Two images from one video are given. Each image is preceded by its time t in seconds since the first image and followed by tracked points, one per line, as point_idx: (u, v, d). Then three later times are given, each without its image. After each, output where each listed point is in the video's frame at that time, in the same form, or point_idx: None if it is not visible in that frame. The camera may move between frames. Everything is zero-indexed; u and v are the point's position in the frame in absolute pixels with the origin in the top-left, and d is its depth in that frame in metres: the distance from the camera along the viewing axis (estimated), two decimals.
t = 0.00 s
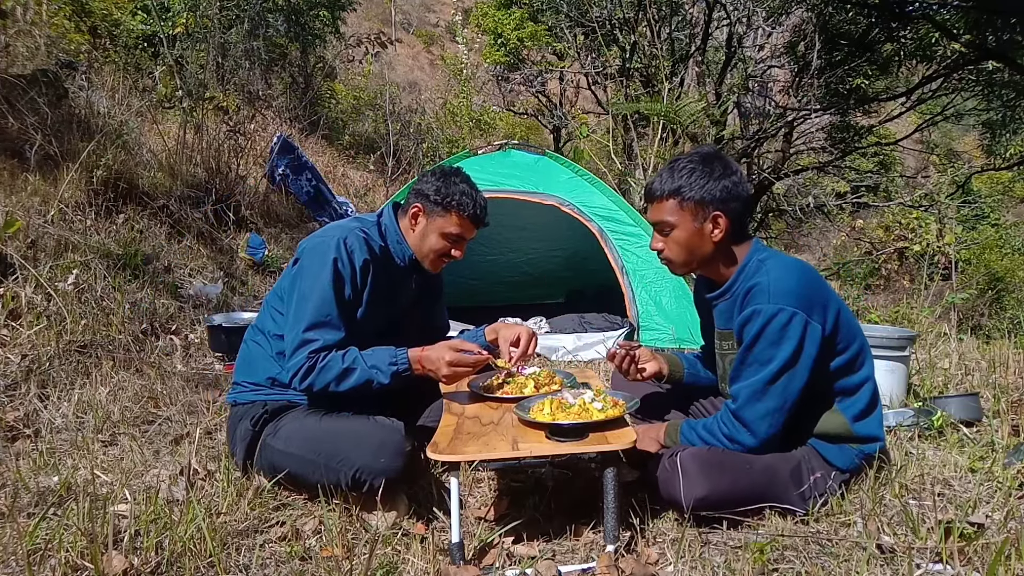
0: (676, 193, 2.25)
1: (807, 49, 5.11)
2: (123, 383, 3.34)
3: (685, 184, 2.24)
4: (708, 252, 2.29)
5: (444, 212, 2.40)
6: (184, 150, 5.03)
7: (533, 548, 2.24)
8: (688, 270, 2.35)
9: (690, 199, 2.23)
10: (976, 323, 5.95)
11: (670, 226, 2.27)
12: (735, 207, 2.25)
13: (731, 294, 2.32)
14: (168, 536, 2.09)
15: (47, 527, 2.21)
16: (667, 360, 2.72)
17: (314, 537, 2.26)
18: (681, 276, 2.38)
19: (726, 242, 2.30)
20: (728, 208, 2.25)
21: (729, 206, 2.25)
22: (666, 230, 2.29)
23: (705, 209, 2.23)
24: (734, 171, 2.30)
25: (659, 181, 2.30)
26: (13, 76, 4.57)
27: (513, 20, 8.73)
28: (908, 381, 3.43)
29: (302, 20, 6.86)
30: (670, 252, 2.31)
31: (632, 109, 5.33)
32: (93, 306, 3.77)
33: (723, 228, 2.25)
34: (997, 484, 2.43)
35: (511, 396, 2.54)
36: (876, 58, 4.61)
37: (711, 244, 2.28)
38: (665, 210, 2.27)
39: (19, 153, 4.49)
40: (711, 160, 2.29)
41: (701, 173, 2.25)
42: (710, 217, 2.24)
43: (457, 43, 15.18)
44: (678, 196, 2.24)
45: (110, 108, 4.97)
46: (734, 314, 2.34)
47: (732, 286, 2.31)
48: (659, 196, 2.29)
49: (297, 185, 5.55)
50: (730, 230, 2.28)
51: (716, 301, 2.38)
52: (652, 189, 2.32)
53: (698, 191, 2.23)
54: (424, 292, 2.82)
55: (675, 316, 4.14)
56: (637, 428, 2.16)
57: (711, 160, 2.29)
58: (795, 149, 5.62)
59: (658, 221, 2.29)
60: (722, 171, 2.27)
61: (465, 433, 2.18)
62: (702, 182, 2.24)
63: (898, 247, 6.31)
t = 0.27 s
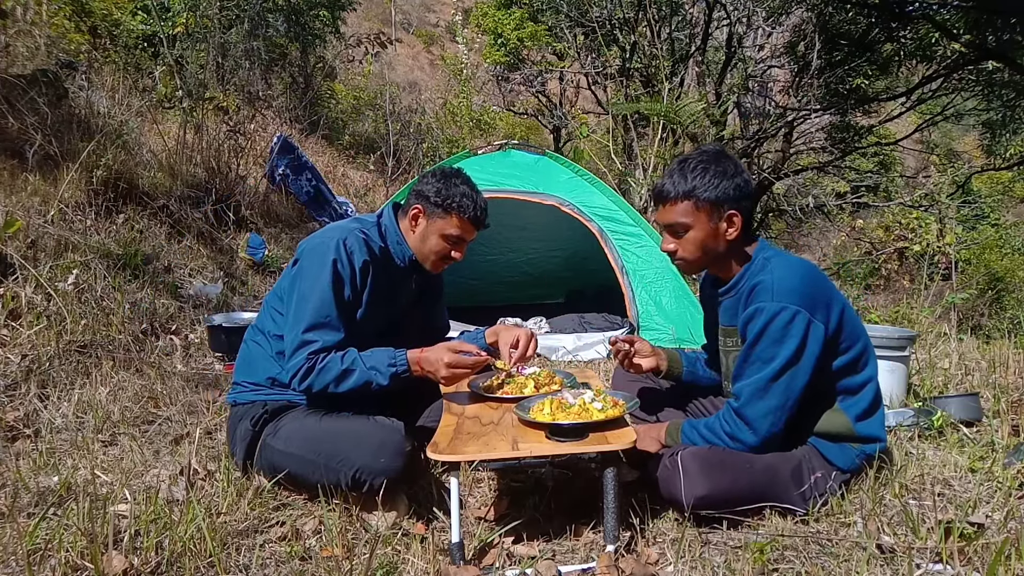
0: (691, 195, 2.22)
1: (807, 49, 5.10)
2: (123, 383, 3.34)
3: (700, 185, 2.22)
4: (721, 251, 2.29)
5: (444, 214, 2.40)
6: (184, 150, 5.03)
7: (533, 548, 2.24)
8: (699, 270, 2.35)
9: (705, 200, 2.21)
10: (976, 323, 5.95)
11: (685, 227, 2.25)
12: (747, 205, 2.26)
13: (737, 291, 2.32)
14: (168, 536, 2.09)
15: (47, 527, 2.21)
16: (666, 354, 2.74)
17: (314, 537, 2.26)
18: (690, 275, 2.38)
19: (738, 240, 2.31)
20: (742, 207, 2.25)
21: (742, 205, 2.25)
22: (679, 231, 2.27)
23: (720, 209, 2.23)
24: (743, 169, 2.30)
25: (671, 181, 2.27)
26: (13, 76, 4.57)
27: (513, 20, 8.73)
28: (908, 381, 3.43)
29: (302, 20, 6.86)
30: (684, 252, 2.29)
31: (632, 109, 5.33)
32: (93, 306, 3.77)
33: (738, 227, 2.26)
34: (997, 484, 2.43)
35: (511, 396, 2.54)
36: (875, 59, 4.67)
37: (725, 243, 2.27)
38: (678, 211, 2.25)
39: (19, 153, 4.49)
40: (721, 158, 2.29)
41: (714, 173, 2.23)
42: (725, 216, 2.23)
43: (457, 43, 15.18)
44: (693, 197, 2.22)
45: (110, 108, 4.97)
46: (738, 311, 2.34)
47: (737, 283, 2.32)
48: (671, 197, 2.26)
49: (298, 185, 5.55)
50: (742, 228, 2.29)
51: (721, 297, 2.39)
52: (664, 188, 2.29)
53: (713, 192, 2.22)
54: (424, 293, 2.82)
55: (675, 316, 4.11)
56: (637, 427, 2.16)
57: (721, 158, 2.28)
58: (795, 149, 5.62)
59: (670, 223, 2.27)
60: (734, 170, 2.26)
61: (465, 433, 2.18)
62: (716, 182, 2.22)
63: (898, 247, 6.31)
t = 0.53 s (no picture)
0: (698, 196, 2.21)
1: (807, 49, 5.10)
2: (123, 383, 3.34)
3: (707, 186, 2.21)
4: (727, 253, 2.29)
5: (444, 215, 2.40)
6: (184, 150, 5.03)
7: (533, 548, 2.24)
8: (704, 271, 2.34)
9: (713, 201, 2.21)
10: (976, 323, 5.96)
11: (691, 229, 2.25)
12: (753, 206, 2.27)
13: (740, 292, 2.32)
14: (168, 536, 2.09)
15: (47, 527, 2.21)
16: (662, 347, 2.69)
17: (314, 537, 2.26)
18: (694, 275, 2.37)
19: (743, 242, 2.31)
20: (748, 208, 2.25)
21: (748, 206, 2.26)
22: (685, 233, 2.26)
23: (728, 211, 2.22)
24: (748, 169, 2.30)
25: (678, 182, 2.26)
26: (13, 76, 4.57)
27: (513, 20, 8.74)
28: (908, 381, 3.43)
29: (302, 20, 6.86)
30: (690, 254, 2.29)
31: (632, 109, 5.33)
32: (93, 306, 3.77)
33: (745, 228, 2.26)
34: (997, 484, 2.43)
35: (511, 396, 2.54)
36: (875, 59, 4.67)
37: (732, 245, 2.27)
38: (684, 213, 2.24)
39: (19, 153, 4.49)
40: (727, 159, 2.28)
41: (722, 175, 2.23)
42: (732, 217, 2.23)
43: (458, 43, 15.18)
44: (701, 198, 2.21)
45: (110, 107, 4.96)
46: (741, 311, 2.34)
47: (740, 283, 2.32)
48: (677, 198, 2.25)
49: (298, 185, 5.55)
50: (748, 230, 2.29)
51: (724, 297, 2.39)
52: (670, 188, 2.28)
53: (720, 192, 2.21)
54: (423, 292, 2.82)
55: (675, 316, 4.09)
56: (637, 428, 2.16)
57: (727, 159, 2.28)
58: (795, 149, 5.63)
59: (676, 224, 2.26)
60: (740, 171, 2.26)
61: (465, 433, 2.18)
62: (724, 183, 2.22)
63: (898, 247, 6.31)
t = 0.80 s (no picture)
0: (701, 198, 2.21)
1: (807, 49, 5.10)
2: (123, 383, 3.34)
3: (710, 188, 2.21)
4: (729, 255, 2.28)
5: (444, 215, 2.40)
6: (184, 150, 5.03)
7: (533, 547, 2.25)
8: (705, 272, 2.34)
9: (715, 203, 2.20)
10: (976, 323, 5.96)
11: (694, 230, 2.24)
12: (755, 208, 2.26)
13: (743, 292, 2.32)
14: (168, 536, 2.09)
15: (47, 527, 2.21)
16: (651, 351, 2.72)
17: (314, 537, 2.26)
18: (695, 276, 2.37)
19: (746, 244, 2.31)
20: (750, 210, 2.25)
21: (751, 207, 2.25)
22: (687, 234, 2.26)
23: (730, 213, 2.22)
24: (751, 171, 2.29)
25: (681, 183, 2.25)
26: (13, 76, 4.57)
27: (513, 20, 8.75)
28: (908, 381, 3.43)
29: (302, 20, 6.86)
30: (692, 254, 2.29)
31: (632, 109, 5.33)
32: (93, 306, 3.77)
33: (747, 230, 2.26)
34: (996, 484, 2.43)
35: (511, 396, 2.54)
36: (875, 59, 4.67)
37: (734, 247, 2.27)
38: (686, 214, 2.23)
39: (18, 153, 4.49)
40: (730, 161, 2.28)
41: (725, 176, 2.22)
42: (734, 219, 2.23)
43: (458, 43, 15.17)
44: (704, 200, 2.21)
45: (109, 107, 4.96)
46: (744, 312, 2.35)
47: (743, 284, 2.32)
48: (678, 199, 2.25)
49: (298, 185, 5.55)
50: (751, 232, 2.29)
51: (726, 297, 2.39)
52: (672, 189, 2.27)
53: (723, 194, 2.21)
54: (423, 292, 2.82)
55: (674, 315, 4.10)
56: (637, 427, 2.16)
57: (730, 161, 2.27)
58: (795, 149, 5.65)
59: (678, 225, 2.26)
60: (742, 172, 2.25)
61: (465, 433, 2.18)
62: (727, 185, 2.21)
63: (898, 247, 6.31)
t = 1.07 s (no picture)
0: (701, 201, 2.20)
1: (807, 49, 5.10)
2: (123, 383, 3.34)
3: (711, 191, 2.20)
4: (728, 257, 2.28)
5: (444, 216, 2.39)
6: (184, 150, 5.04)
7: (533, 548, 2.25)
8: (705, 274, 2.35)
9: (715, 206, 2.20)
10: (976, 323, 5.96)
11: (693, 233, 2.24)
12: (755, 210, 2.26)
13: (742, 293, 2.32)
14: (168, 536, 2.09)
15: (47, 527, 2.21)
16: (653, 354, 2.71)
17: (314, 537, 2.26)
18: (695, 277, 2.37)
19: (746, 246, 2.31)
20: (750, 213, 2.25)
21: (751, 210, 2.25)
22: (687, 236, 2.26)
23: (730, 215, 2.22)
24: (751, 172, 2.28)
25: (680, 186, 2.24)
26: (13, 76, 4.57)
27: (513, 20, 8.76)
28: (908, 381, 3.43)
29: (302, 20, 6.85)
30: (692, 257, 2.29)
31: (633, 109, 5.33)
32: (93, 306, 3.77)
33: (747, 233, 2.26)
34: (997, 484, 2.43)
35: (511, 396, 2.54)
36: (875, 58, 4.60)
37: (733, 249, 2.27)
38: (686, 217, 2.23)
39: (19, 153, 4.49)
40: (730, 163, 2.27)
41: (725, 179, 2.21)
42: (734, 222, 2.23)
43: (458, 43, 15.18)
44: (704, 203, 2.20)
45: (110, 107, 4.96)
46: (743, 313, 2.35)
47: (743, 285, 2.32)
48: (678, 202, 2.24)
49: (298, 185, 5.55)
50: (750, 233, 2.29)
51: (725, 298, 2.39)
52: (672, 192, 2.26)
53: (723, 197, 2.20)
54: (422, 292, 2.82)
55: (674, 315, 4.12)
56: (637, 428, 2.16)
57: (730, 162, 2.27)
58: (795, 149, 5.68)
59: (678, 228, 2.26)
60: (742, 174, 2.24)
61: (465, 433, 2.18)
62: (727, 188, 2.20)
63: (898, 247, 6.31)
